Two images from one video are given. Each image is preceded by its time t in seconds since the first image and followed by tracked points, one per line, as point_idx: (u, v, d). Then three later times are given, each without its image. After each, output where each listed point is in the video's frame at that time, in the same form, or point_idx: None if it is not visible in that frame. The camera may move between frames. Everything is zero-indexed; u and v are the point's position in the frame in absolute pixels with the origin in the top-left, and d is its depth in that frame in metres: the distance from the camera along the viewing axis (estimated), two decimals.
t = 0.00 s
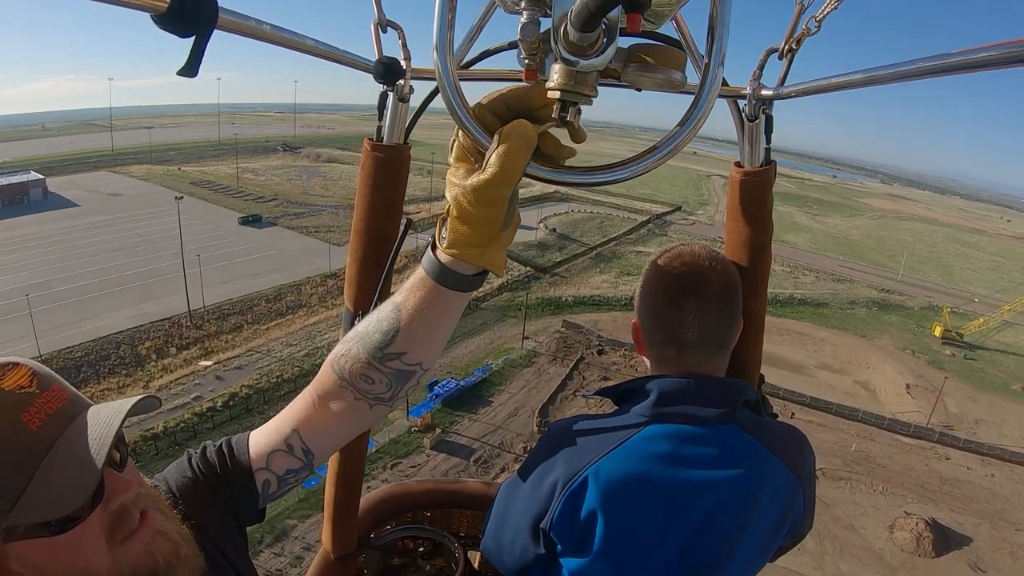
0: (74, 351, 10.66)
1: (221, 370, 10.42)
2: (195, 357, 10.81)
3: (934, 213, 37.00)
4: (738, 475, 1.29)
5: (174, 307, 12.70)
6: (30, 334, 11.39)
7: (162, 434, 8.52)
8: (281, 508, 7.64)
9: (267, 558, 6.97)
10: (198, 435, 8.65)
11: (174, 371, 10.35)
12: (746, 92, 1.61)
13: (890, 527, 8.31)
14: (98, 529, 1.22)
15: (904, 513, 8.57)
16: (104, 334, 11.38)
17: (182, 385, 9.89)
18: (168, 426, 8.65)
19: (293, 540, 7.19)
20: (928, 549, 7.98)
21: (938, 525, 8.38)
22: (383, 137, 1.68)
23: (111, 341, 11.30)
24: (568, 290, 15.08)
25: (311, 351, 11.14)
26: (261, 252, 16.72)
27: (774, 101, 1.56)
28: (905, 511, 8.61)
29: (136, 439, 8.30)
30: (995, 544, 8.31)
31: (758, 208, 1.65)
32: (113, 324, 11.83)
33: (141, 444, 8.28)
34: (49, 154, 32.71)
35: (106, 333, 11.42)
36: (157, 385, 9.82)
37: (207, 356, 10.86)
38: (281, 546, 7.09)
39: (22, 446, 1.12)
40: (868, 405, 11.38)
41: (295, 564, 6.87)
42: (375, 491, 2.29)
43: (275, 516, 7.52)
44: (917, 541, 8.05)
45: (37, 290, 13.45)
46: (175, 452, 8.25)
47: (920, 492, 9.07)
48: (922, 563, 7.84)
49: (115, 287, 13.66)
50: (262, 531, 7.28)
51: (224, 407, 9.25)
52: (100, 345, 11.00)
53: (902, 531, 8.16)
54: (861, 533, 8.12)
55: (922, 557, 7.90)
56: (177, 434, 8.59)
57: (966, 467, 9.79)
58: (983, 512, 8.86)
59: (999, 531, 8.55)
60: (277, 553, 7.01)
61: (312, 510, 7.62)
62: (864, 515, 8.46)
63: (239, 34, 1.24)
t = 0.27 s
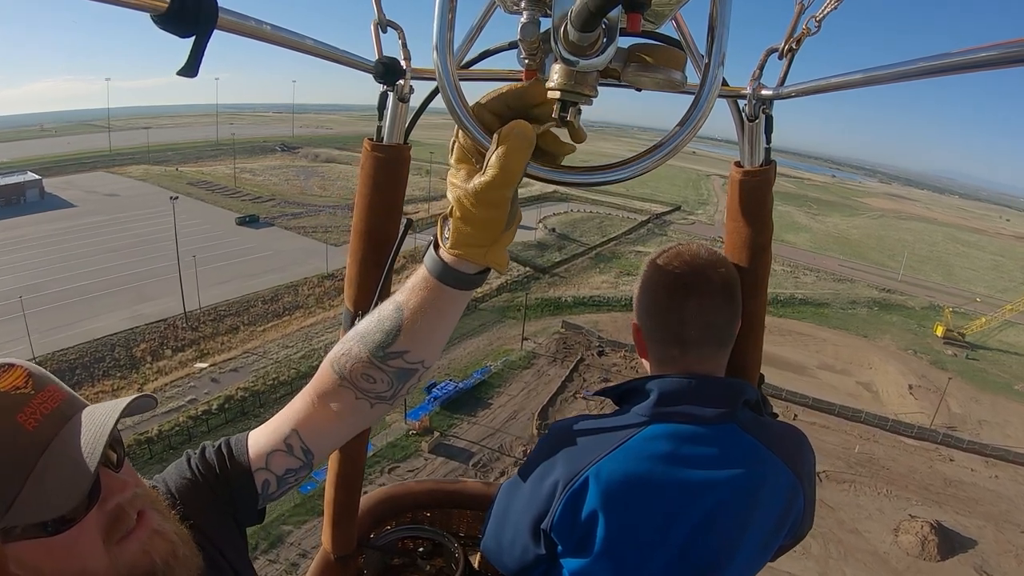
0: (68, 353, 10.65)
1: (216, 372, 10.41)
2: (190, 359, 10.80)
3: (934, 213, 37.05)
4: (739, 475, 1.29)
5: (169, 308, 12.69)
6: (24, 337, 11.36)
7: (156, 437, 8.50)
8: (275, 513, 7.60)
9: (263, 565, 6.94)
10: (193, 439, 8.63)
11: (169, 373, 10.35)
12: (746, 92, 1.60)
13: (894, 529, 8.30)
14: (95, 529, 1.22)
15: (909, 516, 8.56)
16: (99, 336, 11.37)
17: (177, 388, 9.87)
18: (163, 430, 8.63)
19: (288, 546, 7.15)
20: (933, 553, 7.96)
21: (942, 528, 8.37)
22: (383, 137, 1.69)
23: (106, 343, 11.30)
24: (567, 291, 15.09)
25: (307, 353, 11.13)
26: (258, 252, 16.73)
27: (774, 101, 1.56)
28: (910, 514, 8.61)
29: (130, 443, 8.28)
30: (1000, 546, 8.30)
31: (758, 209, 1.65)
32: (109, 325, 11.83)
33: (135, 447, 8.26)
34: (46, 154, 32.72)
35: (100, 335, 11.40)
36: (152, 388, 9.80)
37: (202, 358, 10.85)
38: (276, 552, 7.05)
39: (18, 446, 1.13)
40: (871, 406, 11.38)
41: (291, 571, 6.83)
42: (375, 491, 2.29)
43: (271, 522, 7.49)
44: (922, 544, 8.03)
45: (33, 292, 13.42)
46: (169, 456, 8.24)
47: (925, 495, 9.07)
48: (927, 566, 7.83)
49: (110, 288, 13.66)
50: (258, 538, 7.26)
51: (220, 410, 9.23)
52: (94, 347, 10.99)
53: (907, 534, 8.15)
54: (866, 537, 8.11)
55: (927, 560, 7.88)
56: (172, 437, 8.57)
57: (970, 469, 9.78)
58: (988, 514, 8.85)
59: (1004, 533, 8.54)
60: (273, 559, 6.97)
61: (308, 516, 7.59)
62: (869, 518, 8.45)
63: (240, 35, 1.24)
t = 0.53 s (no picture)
0: (62, 355, 10.63)
1: (212, 374, 10.38)
2: (185, 361, 10.78)
3: (933, 212, 37.07)
4: (740, 475, 1.29)
5: (164, 310, 12.68)
6: (18, 339, 11.35)
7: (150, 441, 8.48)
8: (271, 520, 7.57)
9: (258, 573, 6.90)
10: (187, 442, 8.60)
11: (165, 375, 10.32)
12: (747, 92, 1.60)
13: (899, 533, 8.28)
14: (93, 521, 1.21)
15: (914, 519, 8.55)
16: (93, 338, 11.36)
17: (172, 390, 9.85)
18: (157, 433, 8.61)
19: (283, 552, 7.12)
20: (938, 556, 7.94)
21: (948, 531, 8.34)
22: (384, 137, 1.69)
23: (101, 345, 11.28)
24: (567, 291, 15.09)
25: (304, 354, 11.11)
26: (256, 252, 16.73)
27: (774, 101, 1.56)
28: (915, 517, 8.60)
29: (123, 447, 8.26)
30: (1006, 549, 8.29)
31: (758, 209, 1.65)
32: (103, 327, 11.82)
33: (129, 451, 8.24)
34: (44, 155, 32.74)
35: (95, 338, 11.39)
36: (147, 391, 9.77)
37: (198, 361, 10.83)
38: (271, 559, 7.02)
39: (11, 442, 1.13)
40: (874, 407, 11.38)
41: None
42: (375, 492, 2.29)
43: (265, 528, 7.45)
44: (928, 548, 8.01)
45: (28, 293, 13.40)
46: (163, 460, 8.21)
47: (929, 497, 9.06)
48: (932, 570, 7.80)
49: (105, 290, 13.65)
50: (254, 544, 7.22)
51: (215, 413, 9.21)
52: (89, 349, 10.98)
53: (912, 538, 8.14)
54: (870, 540, 8.09)
55: (933, 564, 7.85)
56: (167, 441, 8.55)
57: (973, 471, 9.78)
58: (993, 516, 8.83)
59: (1008, 535, 8.52)
60: (269, 566, 6.94)
61: (304, 522, 7.56)
62: (873, 521, 8.43)
63: (241, 35, 1.24)
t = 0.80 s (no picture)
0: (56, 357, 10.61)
1: (207, 376, 10.32)
2: (180, 363, 10.73)
3: (933, 211, 37.12)
4: (741, 474, 1.29)
5: (159, 312, 12.67)
6: (11, 341, 11.33)
7: (144, 444, 8.44)
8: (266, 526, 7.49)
9: None
10: (181, 446, 8.55)
11: (159, 377, 10.26)
12: (746, 93, 1.60)
13: (904, 537, 8.25)
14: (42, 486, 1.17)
15: (918, 523, 8.52)
16: (87, 340, 11.34)
17: (166, 393, 9.79)
18: (151, 437, 8.57)
19: (278, 559, 7.03)
20: (944, 560, 7.91)
21: (953, 534, 8.32)
22: (383, 137, 1.69)
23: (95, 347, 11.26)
24: (566, 291, 15.10)
25: (300, 356, 11.08)
26: (253, 253, 16.74)
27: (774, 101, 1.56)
28: (919, 520, 8.58)
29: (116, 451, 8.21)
30: (1011, 552, 8.27)
31: (759, 209, 1.65)
32: (98, 329, 11.80)
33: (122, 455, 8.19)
34: (41, 155, 32.75)
35: (88, 340, 11.35)
36: (141, 394, 9.72)
37: (192, 363, 10.78)
38: (266, 566, 6.96)
39: None
40: (876, 408, 11.38)
41: None
42: (375, 492, 2.29)
43: (260, 533, 7.36)
44: (933, 551, 7.98)
45: (22, 294, 13.38)
46: (157, 465, 8.17)
47: (933, 500, 9.04)
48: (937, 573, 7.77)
49: (99, 291, 13.64)
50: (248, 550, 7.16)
51: (209, 416, 9.16)
52: (82, 350, 10.95)
53: (917, 542, 8.11)
54: (875, 544, 8.06)
55: (938, 568, 7.82)
56: (161, 445, 8.51)
57: (977, 472, 9.77)
58: (997, 519, 8.81)
59: (1013, 538, 8.51)
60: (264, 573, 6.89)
61: (299, 527, 7.49)
62: (878, 525, 8.41)
63: (241, 35, 1.24)
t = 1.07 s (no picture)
0: (49, 359, 10.58)
1: (202, 379, 10.29)
2: (175, 365, 10.68)
3: (932, 211, 37.17)
4: (741, 474, 1.29)
5: (153, 313, 12.66)
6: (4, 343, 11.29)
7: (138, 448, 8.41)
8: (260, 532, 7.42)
9: None
10: (174, 450, 8.51)
11: (154, 379, 10.21)
12: (746, 92, 1.60)
13: (908, 541, 8.21)
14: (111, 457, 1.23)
15: (922, 526, 8.49)
16: (81, 342, 11.32)
17: (161, 395, 9.75)
18: (145, 440, 8.52)
19: (273, 566, 6.96)
20: (949, 564, 7.88)
21: (958, 538, 8.29)
22: (384, 137, 1.68)
23: (89, 348, 11.23)
24: (565, 291, 15.11)
25: (295, 359, 11.05)
26: (250, 253, 16.74)
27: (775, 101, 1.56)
28: (923, 523, 8.56)
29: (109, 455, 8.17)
30: (1015, 555, 8.25)
31: (759, 209, 1.65)
32: (92, 331, 11.79)
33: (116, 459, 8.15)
34: (38, 155, 32.77)
35: (83, 342, 11.32)
36: (136, 396, 9.68)
37: (187, 364, 10.73)
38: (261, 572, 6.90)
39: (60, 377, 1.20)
40: (878, 409, 11.38)
41: None
42: (376, 492, 2.29)
43: (254, 540, 7.30)
44: (938, 555, 7.95)
45: (18, 295, 13.37)
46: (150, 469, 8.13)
47: (937, 503, 9.02)
48: None
49: (93, 292, 13.62)
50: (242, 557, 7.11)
51: (204, 420, 9.13)
52: (76, 352, 10.93)
53: (921, 545, 8.08)
54: (879, 548, 8.02)
55: (943, 572, 7.79)
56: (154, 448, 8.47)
57: (981, 474, 9.76)
58: (1001, 522, 8.79)
59: (1017, 541, 8.49)
60: None
61: (294, 533, 7.42)
62: (882, 529, 8.38)
63: (241, 35, 1.25)
